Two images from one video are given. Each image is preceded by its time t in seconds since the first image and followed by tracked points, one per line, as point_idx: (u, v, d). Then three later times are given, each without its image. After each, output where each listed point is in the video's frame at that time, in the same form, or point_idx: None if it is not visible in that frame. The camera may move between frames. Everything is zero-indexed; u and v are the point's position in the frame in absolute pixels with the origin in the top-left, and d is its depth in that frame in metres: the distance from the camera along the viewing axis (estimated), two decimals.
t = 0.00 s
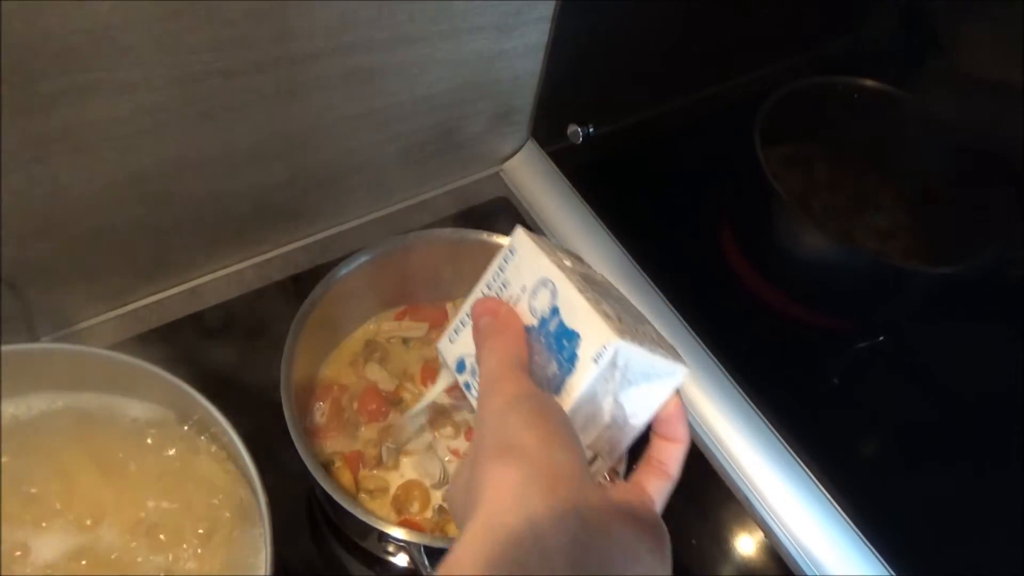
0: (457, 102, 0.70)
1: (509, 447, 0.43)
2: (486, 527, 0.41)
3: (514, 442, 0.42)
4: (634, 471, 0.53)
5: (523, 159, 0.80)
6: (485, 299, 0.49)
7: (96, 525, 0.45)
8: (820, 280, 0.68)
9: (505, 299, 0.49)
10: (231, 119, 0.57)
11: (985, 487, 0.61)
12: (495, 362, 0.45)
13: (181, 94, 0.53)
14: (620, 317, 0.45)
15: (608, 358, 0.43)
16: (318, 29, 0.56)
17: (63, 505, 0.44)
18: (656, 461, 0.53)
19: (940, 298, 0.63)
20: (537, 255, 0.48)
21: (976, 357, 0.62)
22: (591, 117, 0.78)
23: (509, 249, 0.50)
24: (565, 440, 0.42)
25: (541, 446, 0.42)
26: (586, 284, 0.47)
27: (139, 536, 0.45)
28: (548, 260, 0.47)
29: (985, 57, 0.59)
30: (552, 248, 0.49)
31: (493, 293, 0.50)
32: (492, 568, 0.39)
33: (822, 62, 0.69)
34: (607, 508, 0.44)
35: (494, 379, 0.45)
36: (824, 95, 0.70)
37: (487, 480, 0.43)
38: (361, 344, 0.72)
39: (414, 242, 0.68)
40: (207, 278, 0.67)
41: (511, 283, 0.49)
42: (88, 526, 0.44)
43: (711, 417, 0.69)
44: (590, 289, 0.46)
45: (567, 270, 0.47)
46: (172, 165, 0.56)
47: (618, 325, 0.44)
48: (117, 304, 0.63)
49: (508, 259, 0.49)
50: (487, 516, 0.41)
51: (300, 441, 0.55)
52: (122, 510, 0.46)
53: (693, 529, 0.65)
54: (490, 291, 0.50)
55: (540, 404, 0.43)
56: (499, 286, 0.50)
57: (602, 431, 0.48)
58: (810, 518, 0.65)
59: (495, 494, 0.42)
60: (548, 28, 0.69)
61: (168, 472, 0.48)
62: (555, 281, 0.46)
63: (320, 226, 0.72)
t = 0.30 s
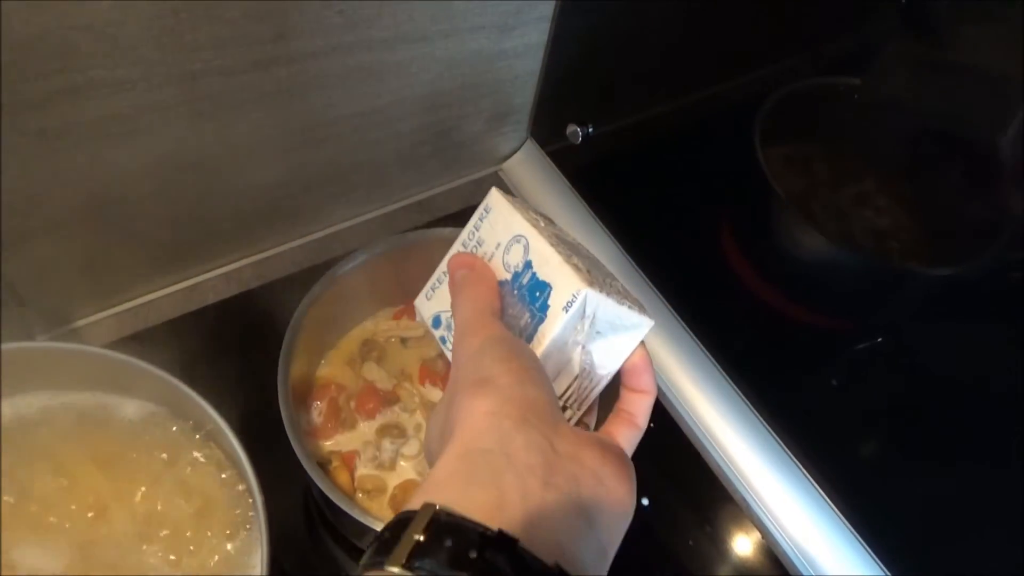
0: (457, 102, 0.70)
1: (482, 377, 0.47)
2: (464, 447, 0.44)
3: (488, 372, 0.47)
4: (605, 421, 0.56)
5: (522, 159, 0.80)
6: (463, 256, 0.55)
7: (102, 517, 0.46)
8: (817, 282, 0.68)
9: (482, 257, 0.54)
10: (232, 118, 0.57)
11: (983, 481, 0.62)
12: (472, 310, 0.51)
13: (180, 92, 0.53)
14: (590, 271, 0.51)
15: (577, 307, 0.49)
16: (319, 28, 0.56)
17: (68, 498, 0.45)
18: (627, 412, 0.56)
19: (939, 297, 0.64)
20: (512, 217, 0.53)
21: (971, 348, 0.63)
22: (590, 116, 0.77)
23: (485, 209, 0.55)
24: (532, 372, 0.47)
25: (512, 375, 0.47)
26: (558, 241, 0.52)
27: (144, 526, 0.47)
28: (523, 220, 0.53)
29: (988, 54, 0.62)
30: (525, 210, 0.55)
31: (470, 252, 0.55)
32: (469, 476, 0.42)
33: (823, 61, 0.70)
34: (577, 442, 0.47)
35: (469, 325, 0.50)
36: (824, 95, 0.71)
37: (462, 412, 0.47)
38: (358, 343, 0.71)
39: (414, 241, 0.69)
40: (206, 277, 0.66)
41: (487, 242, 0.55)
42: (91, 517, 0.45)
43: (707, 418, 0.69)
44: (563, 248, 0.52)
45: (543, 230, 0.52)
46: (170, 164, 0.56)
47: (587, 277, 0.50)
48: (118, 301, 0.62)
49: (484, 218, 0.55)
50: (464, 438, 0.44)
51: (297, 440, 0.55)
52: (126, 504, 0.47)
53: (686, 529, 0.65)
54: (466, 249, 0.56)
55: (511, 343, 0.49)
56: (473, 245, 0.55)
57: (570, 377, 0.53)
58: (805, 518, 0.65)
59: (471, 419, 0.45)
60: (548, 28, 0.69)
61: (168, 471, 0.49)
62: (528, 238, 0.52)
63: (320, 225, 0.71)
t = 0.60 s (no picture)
0: (450, 98, 0.70)
1: (513, 352, 0.49)
2: (492, 415, 0.47)
3: (518, 347, 0.49)
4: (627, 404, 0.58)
5: (516, 155, 0.81)
6: (503, 237, 0.56)
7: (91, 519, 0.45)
8: (811, 278, 0.68)
9: (522, 239, 0.56)
10: (224, 111, 0.57)
11: (984, 483, 0.60)
12: (507, 288, 0.53)
13: (171, 86, 0.53)
14: (622, 262, 0.52)
15: (605, 294, 0.50)
16: (312, 22, 0.56)
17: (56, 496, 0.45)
18: (648, 397, 0.58)
19: (934, 299, 0.62)
20: (553, 202, 0.55)
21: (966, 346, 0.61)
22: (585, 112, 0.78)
23: (527, 194, 0.57)
24: (561, 350, 0.50)
25: (541, 351, 0.49)
26: (594, 230, 0.54)
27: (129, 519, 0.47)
28: (562, 207, 0.54)
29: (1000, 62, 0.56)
30: (567, 197, 0.56)
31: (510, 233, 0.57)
32: (498, 443, 0.45)
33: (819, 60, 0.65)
34: (598, 417, 0.50)
35: (501, 301, 0.52)
36: (816, 92, 0.67)
37: (490, 381, 0.49)
38: (350, 340, 0.71)
39: (406, 237, 0.69)
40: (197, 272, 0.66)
41: (528, 225, 0.56)
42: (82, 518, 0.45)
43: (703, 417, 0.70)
44: (598, 237, 0.53)
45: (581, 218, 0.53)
46: (161, 159, 0.56)
47: (618, 267, 0.51)
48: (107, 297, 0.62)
49: (526, 202, 0.56)
50: (493, 407, 0.47)
51: (287, 436, 0.55)
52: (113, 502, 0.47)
53: (681, 526, 0.67)
54: (507, 231, 0.57)
55: (541, 322, 0.51)
56: (514, 227, 0.57)
57: (597, 361, 0.54)
58: (803, 522, 0.66)
59: (499, 389, 0.48)
60: (543, 24, 0.70)
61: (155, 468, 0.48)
62: (565, 224, 0.53)
63: (314, 221, 0.71)
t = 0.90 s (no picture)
0: (435, 91, 0.70)
1: (509, 322, 0.50)
2: (485, 380, 0.48)
3: (514, 318, 0.50)
4: (619, 380, 0.59)
5: (503, 146, 0.81)
6: (516, 202, 0.55)
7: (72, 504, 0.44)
8: (801, 273, 0.69)
9: (534, 207, 0.55)
10: (207, 103, 0.57)
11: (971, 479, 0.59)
12: (514, 255, 0.52)
13: (151, 77, 0.53)
14: (631, 241, 0.51)
15: (609, 273, 0.49)
16: (295, 13, 0.55)
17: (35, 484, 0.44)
18: (641, 376, 0.59)
19: (920, 292, 0.61)
20: (568, 173, 0.53)
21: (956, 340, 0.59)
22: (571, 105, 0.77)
23: (546, 160, 0.55)
24: (557, 321, 0.50)
25: (536, 322, 0.50)
26: (607, 205, 0.52)
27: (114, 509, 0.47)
28: (577, 179, 0.52)
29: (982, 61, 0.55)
30: (583, 170, 0.54)
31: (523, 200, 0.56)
32: (488, 409, 0.47)
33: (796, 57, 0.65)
34: (587, 387, 0.51)
35: (506, 269, 0.52)
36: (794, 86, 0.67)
37: (485, 347, 0.50)
38: (334, 332, 0.71)
39: (387, 230, 0.68)
40: (182, 264, 0.66)
41: (540, 195, 0.54)
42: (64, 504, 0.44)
43: (692, 418, 0.68)
44: (610, 213, 0.51)
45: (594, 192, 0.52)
46: (142, 150, 0.56)
47: (626, 247, 0.50)
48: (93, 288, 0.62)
49: (543, 171, 0.54)
50: (486, 372, 0.49)
51: (269, 429, 0.55)
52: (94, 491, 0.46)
53: (666, 518, 0.68)
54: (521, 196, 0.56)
55: (542, 294, 0.51)
56: (528, 194, 0.55)
57: (593, 336, 0.54)
58: (798, 525, 0.63)
59: (493, 356, 0.49)
60: (526, 17, 0.70)
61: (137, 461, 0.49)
62: (578, 197, 0.52)
63: (299, 214, 0.71)
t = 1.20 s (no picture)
0: (428, 90, 0.70)
1: (526, 320, 0.50)
2: (502, 382, 0.48)
3: (531, 316, 0.50)
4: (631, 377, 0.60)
5: (498, 144, 0.81)
6: (534, 191, 0.55)
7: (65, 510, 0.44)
8: (795, 269, 0.68)
9: (552, 197, 0.55)
10: (198, 104, 0.56)
11: (967, 480, 0.58)
12: (531, 249, 0.52)
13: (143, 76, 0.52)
14: (650, 239, 0.51)
15: (627, 272, 0.49)
16: (285, 12, 0.55)
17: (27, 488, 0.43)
18: (655, 373, 0.60)
19: (913, 288, 0.60)
20: (589, 165, 0.53)
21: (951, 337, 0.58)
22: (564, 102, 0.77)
23: (565, 149, 0.55)
24: (574, 321, 0.50)
25: (553, 322, 0.49)
26: (626, 200, 0.52)
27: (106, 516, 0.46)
28: (597, 173, 0.52)
29: (984, 61, 0.53)
30: (604, 160, 0.54)
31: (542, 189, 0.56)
32: (506, 413, 0.46)
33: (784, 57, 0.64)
34: (602, 392, 0.51)
35: (523, 263, 0.52)
36: (784, 86, 0.65)
37: (502, 348, 0.50)
38: (328, 332, 0.71)
39: (380, 229, 0.68)
40: (177, 265, 0.66)
41: (560, 183, 0.55)
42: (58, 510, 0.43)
43: (689, 417, 0.69)
44: (630, 208, 0.51)
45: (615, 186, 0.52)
46: (134, 150, 0.56)
47: (645, 245, 0.50)
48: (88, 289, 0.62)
49: (562, 160, 0.55)
50: (503, 375, 0.48)
51: (264, 431, 0.55)
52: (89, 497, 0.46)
53: (663, 516, 0.69)
54: (539, 186, 0.56)
55: (559, 292, 0.50)
56: (547, 183, 0.55)
57: (609, 331, 0.54)
58: (797, 529, 0.64)
59: (510, 357, 0.49)
60: (518, 15, 0.71)
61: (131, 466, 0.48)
62: (598, 191, 0.52)
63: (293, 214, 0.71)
